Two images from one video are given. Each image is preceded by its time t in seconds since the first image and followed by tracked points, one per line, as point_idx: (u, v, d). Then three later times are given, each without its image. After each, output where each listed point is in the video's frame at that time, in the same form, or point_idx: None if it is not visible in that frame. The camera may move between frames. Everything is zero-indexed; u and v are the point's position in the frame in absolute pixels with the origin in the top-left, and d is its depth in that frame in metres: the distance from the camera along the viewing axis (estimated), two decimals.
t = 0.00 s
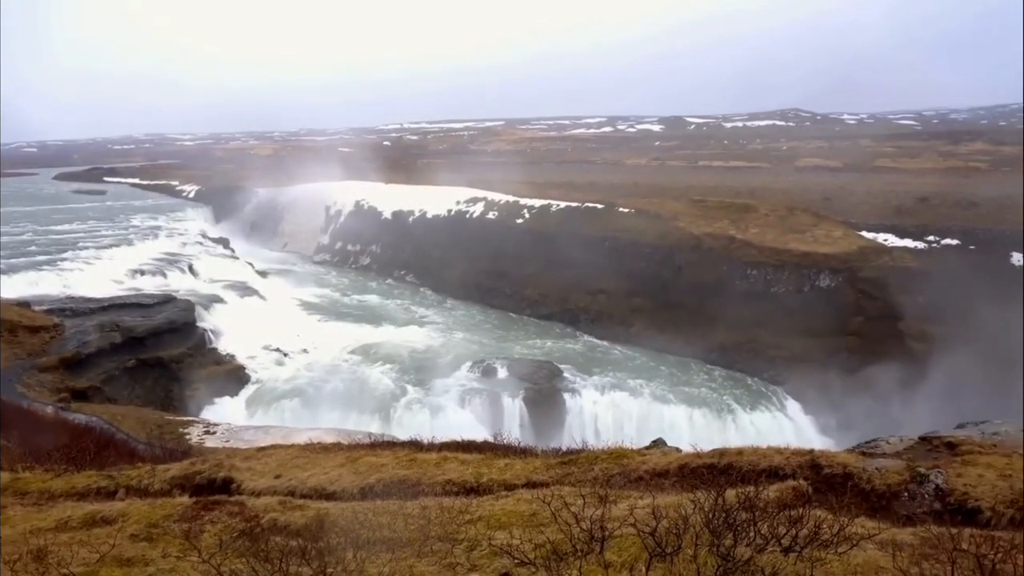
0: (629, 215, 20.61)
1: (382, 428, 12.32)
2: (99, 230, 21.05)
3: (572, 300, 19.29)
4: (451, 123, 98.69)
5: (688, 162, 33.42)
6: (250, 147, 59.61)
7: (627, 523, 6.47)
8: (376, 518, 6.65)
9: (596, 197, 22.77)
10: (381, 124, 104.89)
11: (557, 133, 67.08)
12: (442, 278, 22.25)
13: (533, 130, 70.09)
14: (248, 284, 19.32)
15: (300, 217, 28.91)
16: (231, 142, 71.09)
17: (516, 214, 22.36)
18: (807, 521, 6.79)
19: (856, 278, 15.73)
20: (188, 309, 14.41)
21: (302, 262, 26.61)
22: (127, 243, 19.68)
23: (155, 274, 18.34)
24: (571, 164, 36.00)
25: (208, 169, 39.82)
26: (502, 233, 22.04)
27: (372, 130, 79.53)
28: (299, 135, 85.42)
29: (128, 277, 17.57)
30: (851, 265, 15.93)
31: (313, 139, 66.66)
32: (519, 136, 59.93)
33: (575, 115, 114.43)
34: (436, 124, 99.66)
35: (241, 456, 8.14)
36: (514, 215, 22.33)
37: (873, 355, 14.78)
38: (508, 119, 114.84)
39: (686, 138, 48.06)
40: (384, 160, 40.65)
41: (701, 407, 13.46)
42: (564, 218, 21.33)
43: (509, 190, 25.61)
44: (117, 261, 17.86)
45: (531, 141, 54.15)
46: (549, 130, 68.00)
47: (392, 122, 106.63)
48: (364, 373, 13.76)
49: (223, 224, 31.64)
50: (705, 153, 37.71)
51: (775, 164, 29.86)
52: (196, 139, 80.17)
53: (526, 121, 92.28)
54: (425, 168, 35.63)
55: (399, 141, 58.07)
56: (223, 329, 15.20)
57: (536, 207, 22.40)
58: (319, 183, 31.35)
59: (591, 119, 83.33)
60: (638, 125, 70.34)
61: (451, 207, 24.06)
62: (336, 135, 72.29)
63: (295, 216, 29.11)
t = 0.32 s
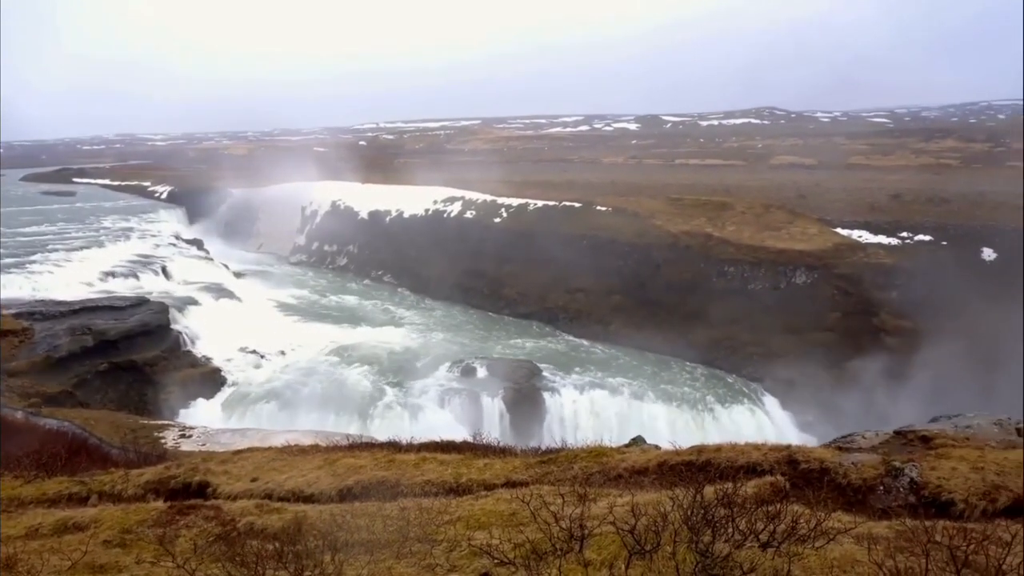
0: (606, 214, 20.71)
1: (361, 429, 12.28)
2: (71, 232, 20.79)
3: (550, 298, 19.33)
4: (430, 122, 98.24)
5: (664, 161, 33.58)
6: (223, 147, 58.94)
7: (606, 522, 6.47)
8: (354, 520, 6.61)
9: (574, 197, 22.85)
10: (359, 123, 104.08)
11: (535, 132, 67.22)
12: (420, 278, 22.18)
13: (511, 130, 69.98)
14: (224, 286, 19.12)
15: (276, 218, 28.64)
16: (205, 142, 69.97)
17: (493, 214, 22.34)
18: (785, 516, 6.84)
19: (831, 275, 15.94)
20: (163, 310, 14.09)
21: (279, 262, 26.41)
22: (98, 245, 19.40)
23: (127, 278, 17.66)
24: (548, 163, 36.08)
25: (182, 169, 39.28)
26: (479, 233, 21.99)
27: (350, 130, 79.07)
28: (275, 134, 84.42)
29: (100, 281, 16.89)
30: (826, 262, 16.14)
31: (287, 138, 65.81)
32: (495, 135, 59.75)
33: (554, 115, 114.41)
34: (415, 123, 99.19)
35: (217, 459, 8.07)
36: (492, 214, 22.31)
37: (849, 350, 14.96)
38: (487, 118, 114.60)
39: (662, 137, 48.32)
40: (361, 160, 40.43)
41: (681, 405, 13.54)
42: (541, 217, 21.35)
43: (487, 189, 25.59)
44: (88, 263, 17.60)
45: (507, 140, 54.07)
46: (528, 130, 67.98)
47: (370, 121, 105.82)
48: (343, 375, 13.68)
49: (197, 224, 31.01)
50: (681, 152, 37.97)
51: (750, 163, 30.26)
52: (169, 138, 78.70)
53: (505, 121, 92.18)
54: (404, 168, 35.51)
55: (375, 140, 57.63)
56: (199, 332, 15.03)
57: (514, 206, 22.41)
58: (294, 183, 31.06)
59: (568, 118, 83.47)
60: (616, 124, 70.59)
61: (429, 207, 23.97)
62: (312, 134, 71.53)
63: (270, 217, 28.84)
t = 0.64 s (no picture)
0: (584, 213, 20.76)
1: (339, 431, 12.21)
2: (41, 235, 20.49)
3: (527, 298, 19.36)
4: (409, 122, 97.69)
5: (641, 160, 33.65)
6: (198, 146, 58.01)
7: (586, 521, 6.45)
8: (332, 524, 6.55)
9: (551, 196, 22.86)
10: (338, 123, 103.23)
11: (514, 131, 67.00)
12: (398, 279, 22.11)
13: (490, 129, 69.80)
14: (200, 288, 18.90)
15: (251, 219, 28.36)
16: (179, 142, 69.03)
17: (470, 213, 22.29)
18: (763, 512, 6.88)
19: (806, 273, 16.10)
20: (136, 312, 13.75)
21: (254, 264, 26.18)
22: (68, 248, 19.11)
23: (98, 280, 17.34)
24: (526, 163, 36.08)
25: (154, 170, 38.63)
26: (456, 233, 21.92)
27: (327, 130, 78.26)
28: (251, 134, 83.40)
29: (70, 283, 16.60)
30: (801, 260, 16.31)
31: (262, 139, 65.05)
32: (472, 135, 59.50)
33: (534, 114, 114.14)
34: (394, 122, 98.54)
35: (192, 464, 8.00)
36: (469, 214, 22.26)
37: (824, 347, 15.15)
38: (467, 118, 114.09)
39: (639, 137, 48.46)
40: (339, 160, 40.15)
41: (661, 403, 13.62)
42: (518, 217, 21.33)
43: (465, 189, 25.53)
44: (59, 266, 17.40)
45: (484, 140, 53.92)
46: (507, 130, 67.82)
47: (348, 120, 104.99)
48: (322, 377, 13.59)
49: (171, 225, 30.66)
50: (658, 151, 38.12)
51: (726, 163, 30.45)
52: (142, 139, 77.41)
53: (484, 121, 91.97)
54: (382, 168, 35.32)
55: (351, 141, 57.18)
56: (173, 335, 14.88)
57: (490, 206, 22.38)
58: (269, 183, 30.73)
59: (547, 117, 83.46)
60: (595, 123, 70.70)
61: (405, 207, 23.84)
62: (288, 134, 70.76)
63: (245, 218, 28.55)
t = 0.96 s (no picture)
0: (562, 212, 20.82)
1: (318, 432, 12.19)
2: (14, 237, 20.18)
3: (506, 297, 19.38)
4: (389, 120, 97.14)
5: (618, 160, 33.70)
6: (170, 147, 57.02)
7: (565, 521, 6.47)
8: (309, 526, 6.52)
9: (529, 196, 22.90)
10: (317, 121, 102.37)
11: (492, 130, 66.75)
12: (376, 279, 22.06)
13: (469, 129, 69.59)
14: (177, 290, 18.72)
15: (227, 219, 28.20)
16: (154, 141, 68.04)
17: (448, 213, 22.26)
18: (741, 509, 6.94)
19: (782, 271, 16.27)
20: (111, 314, 13.65)
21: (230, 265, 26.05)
22: (40, 250, 18.83)
23: (70, 282, 17.15)
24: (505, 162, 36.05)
25: (128, 169, 38.10)
26: (433, 234, 21.86)
27: (305, 129, 77.52)
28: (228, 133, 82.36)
29: (42, 285, 16.38)
30: (778, 258, 16.47)
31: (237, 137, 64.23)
32: (450, 135, 59.16)
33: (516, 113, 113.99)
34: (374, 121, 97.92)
35: (167, 468, 7.96)
36: (447, 214, 22.23)
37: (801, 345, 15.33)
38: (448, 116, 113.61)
39: (617, 136, 48.52)
40: (316, 159, 39.88)
41: (640, 402, 13.72)
42: (497, 216, 21.33)
43: (442, 188, 25.48)
44: (31, 268, 17.20)
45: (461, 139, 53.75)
46: (487, 129, 67.61)
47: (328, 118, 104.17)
48: (301, 379, 13.54)
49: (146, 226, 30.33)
50: (635, 151, 38.25)
51: (702, 162, 30.60)
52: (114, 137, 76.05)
53: (465, 120, 91.69)
54: (360, 167, 35.17)
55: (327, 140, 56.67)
56: (149, 337, 14.75)
57: (469, 206, 22.37)
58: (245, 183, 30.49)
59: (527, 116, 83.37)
60: (574, 121, 70.69)
61: (383, 207, 23.73)
62: (264, 133, 70.02)
63: (221, 218, 28.36)
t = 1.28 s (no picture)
0: (536, 212, 20.84)
1: (291, 434, 12.11)
2: None
3: (482, 297, 19.38)
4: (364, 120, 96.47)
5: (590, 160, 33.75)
6: (137, 147, 55.69)
7: (541, 519, 6.48)
8: (282, 529, 6.45)
9: (502, 195, 22.88)
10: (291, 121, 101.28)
11: (468, 130, 66.32)
12: (349, 279, 21.94)
13: (443, 129, 69.29)
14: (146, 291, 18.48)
15: (197, 220, 27.90)
16: (120, 141, 66.62)
17: (422, 213, 22.17)
18: (714, 506, 6.99)
19: (755, 270, 16.45)
20: (77, 317, 13.44)
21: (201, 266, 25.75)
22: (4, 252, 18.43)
23: (35, 284, 16.83)
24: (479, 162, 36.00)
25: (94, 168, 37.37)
26: (406, 234, 21.75)
27: (278, 130, 76.64)
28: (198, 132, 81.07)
29: (5, 288, 16.04)
30: (750, 257, 16.64)
31: (206, 136, 63.17)
32: (423, 135, 58.84)
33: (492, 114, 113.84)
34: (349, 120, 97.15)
35: (136, 472, 7.85)
36: (420, 214, 22.14)
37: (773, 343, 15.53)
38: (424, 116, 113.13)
39: (590, 136, 48.62)
40: (288, 159, 39.47)
41: (615, 401, 13.81)
42: (471, 216, 21.27)
43: (414, 188, 25.34)
44: None
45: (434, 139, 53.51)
46: (462, 129, 67.41)
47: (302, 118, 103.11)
48: (273, 380, 13.42)
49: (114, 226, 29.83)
50: (608, 150, 38.39)
51: (674, 162, 30.79)
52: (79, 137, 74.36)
53: (441, 120, 91.32)
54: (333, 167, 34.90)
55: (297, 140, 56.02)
56: (117, 339, 14.53)
57: (442, 205, 22.30)
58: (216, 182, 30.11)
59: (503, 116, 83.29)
60: (548, 121, 70.73)
61: (356, 207, 23.54)
62: (235, 133, 69.06)
63: (192, 219, 28.02)
